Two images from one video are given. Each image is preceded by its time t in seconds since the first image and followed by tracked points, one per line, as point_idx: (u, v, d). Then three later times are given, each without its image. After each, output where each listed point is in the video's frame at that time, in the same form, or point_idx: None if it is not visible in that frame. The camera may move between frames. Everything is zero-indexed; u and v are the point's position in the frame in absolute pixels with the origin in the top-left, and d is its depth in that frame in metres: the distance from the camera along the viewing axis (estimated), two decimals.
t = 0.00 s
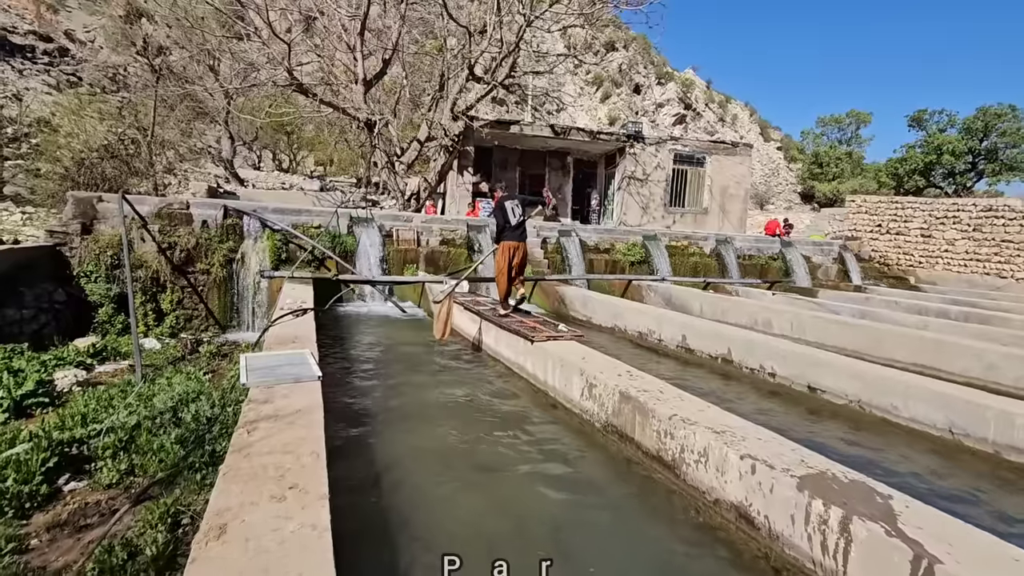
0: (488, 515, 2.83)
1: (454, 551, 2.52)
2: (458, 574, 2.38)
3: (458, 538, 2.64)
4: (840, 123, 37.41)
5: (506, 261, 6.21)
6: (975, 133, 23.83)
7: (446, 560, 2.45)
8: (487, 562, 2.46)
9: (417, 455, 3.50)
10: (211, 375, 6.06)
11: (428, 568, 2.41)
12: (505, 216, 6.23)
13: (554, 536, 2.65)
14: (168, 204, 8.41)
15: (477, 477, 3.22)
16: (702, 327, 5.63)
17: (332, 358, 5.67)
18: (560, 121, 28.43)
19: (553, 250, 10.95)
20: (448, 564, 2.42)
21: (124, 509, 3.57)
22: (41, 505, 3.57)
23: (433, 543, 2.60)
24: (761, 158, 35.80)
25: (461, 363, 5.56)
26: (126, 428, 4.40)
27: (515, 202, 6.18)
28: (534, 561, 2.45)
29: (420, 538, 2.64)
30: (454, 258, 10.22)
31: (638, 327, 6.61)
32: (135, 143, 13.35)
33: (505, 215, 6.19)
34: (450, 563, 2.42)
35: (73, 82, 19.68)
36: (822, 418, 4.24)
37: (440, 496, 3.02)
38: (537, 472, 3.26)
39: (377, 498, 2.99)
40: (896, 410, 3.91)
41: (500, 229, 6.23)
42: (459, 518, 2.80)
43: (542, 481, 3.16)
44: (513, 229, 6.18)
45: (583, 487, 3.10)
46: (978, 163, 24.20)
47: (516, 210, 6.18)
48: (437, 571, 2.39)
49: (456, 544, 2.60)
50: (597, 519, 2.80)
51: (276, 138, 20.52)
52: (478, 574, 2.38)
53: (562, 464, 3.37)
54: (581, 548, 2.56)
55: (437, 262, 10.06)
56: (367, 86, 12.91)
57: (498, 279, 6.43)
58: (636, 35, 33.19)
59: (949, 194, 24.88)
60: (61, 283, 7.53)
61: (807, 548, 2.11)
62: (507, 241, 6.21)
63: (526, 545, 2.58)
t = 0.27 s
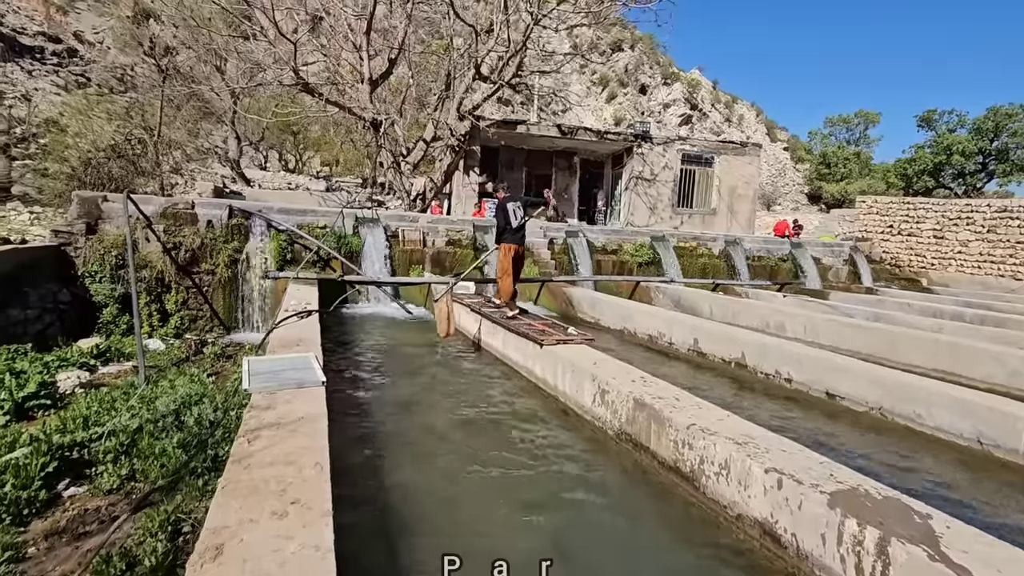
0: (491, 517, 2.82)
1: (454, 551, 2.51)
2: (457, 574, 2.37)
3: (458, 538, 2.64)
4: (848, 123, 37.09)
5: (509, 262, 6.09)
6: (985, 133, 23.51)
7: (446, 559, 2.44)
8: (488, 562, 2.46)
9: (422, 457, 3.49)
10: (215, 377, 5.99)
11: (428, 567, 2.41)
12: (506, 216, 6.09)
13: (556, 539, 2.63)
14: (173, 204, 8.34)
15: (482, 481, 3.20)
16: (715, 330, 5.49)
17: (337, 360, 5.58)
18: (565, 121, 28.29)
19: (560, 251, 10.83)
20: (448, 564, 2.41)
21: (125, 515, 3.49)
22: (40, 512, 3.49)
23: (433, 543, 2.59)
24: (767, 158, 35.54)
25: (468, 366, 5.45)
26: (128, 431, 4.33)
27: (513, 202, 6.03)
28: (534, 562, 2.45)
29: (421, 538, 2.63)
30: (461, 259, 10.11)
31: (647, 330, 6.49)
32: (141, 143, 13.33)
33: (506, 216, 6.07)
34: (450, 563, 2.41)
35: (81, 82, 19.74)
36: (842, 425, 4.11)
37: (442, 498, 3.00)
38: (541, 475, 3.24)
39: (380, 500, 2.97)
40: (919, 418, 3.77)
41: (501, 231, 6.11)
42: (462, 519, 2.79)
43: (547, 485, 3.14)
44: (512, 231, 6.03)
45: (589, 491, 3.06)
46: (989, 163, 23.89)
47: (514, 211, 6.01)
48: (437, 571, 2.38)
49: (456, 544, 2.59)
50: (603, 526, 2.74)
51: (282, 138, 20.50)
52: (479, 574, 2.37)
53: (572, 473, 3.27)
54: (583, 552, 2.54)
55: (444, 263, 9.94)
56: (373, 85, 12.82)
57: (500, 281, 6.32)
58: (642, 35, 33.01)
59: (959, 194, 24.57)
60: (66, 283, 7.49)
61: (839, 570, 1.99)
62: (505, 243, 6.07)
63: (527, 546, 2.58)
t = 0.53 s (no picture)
0: (497, 520, 2.77)
1: (455, 551, 2.49)
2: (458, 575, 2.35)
3: (459, 538, 2.62)
4: (858, 122, 36.68)
5: (511, 265, 6.01)
6: (998, 131, 23.15)
7: (446, 560, 2.42)
8: (487, 561, 2.44)
9: (430, 460, 3.43)
10: (221, 379, 5.91)
11: (427, 565, 2.40)
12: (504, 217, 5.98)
13: (562, 544, 2.58)
14: (180, 204, 8.27)
15: (490, 485, 3.13)
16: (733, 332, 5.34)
17: (345, 362, 5.48)
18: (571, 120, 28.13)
19: (569, 251, 10.69)
20: (448, 564, 2.40)
21: (128, 523, 3.40)
22: (42, 519, 3.41)
23: (433, 542, 2.58)
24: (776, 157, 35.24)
25: (479, 370, 5.33)
26: (133, 435, 4.25)
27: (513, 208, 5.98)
28: (534, 562, 2.44)
29: (421, 537, 2.62)
30: (469, 259, 10.00)
31: (661, 331, 6.34)
32: (149, 143, 13.31)
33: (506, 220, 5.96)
34: (450, 563, 2.39)
35: (90, 84, 19.81)
36: (869, 433, 3.94)
37: (447, 500, 2.97)
38: (550, 480, 3.17)
39: (386, 501, 2.95)
40: (951, 425, 3.60)
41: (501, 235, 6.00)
42: (466, 521, 2.76)
43: (556, 490, 3.06)
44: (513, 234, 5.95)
45: (601, 498, 2.97)
46: (1002, 161, 23.52)
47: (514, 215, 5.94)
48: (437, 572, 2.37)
49: (456, 544, 2.57)
50: (616, 535, 2.64)
51: (289, 138, 20.49)
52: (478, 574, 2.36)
53: (588, 482, 3.14)
54: (587, 557, 2.48)
55: (452, 263, 9.86)
56: (380, 84, 12.74)
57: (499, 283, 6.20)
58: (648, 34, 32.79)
59: (972, 193, 24.20)
60: (73, 284, 7.45)
61: None
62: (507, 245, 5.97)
63: (528, 547, 2.55)
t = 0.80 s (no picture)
0: (506, 524, 2.71)
1: (455, 551, 2.47)
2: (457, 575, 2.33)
3: (463, 537, 2.59)
4: (869, 119, 36.25)
5: (519, 263, 5.91)
6: (1013, 128, 22.74)
7: (446, 559, 2.40)
8: (488, 562, 2.41)
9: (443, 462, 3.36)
10: (230, 381, 5.83)
11: (427, 563, 2.39)
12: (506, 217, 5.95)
13: (579, 556, 2.47)
14: (188, 204, 8.22)
15: (504, 490, 3.04)
16: (751, 334, 5.20)
17: (354, 364, 5.39)
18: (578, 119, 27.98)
19: (579, 250, 10.56)
20: (448, 563, 2.37)
21: (135, 531, 3.32)
22: (47, 527, 3.33)
23: (434, 540, 2.56)
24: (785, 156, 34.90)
25: (491, 373, 5.21)
26: (140, 439, 4.18)
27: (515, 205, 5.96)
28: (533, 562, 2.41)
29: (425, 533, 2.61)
30: (478, 258, 9.89)
31: (676, 333, 6.20)
32: (158, 143, 13.30)
33: (511, 217, 5.90)
34: (450, 564, 2.37)
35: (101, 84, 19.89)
36: (899, 442, 3.78)
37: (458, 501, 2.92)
38: (564, 485, 3.09)
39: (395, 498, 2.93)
40: (987, 433, 3.44)
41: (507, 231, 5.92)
42: (473, 523, 2.73)
43: (571, 496, 2.97)
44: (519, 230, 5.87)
45: (619, 507, 2.87)
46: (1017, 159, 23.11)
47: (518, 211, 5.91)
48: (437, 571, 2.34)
49: (457, 543, 2.55)
50: (635, 547, 2.54)
51: (297, 138, 20.49)
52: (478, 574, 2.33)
53: (608, 492, 3.02)
54: (594, 564, 2.42)
55: (461, 263, 9.74)
56: (389, 83, 12.65)
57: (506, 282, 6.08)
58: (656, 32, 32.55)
59: (986, 191, 23.82)
60: (81, 284, 7.41)
61: None
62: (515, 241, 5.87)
63: (531, 546, 2.52)
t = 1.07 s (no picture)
0: (520, 536, 2.63)
1: (454, 551, 2.51)
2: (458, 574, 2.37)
3: (466, 538, 2.63)
4: (881, 116, 35.79)
5: (535, 261, 5.75)
6: None
7: (446, 560, 2.44)
8: (488, 562, 2.45)
9: (455, 471, 3.30)
10: (238, 384, 5.77)
11: (429, 561, 2.44)
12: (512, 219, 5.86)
13: (596, 569, 2.39)
14: (196, 204, 8.17)
15: (517, 501, 2.97)
16: (769, 336, 5.06)
17: (364, 367, 5.31)
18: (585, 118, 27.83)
19: (589, 250, 10.42)
20: (448, 564, 2.41)
21: (141, 539, 3.25)
22: (52, 534, 3.27)
23: (437, 540, 2.61)
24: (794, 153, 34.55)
25: (503, 376, 5.10)
26: (147, 444, 4.11)
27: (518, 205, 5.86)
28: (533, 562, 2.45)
29: (431, 534, 2.66)
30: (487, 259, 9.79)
31: (690, 335, 6.07)
32: (167, 144, 13.30)
33: (517, 219, 5.79)
34: (450, 563, 2.41)
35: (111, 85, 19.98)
36: (928, 451, 3.64)
37: (471, 509, 2.89)
38: (580, 495, 3.01)
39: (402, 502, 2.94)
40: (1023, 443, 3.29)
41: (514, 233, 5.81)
42: (478, 526, 2.74)
43: (588, 507, 2.89)
44: (529, 230, 5.73)
45: (638, 519, 2.78)
46: None
47: (523, 211, 5.81)
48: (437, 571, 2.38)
49: (460, 543, 2.59)
50: (655, 560, 2.45)
51: (305, 139, 20.49)
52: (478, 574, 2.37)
53: (628, 503, 2.91)
54: (593, 563, 2.43)
55: (470, 263, 9.63)
56: (396, 82, 12.57)
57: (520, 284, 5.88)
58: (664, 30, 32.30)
59: (1001, 189, 23.41)
60: (89, 285, 7.38)
61: None
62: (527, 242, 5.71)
63: (529, 547, 2.56)
